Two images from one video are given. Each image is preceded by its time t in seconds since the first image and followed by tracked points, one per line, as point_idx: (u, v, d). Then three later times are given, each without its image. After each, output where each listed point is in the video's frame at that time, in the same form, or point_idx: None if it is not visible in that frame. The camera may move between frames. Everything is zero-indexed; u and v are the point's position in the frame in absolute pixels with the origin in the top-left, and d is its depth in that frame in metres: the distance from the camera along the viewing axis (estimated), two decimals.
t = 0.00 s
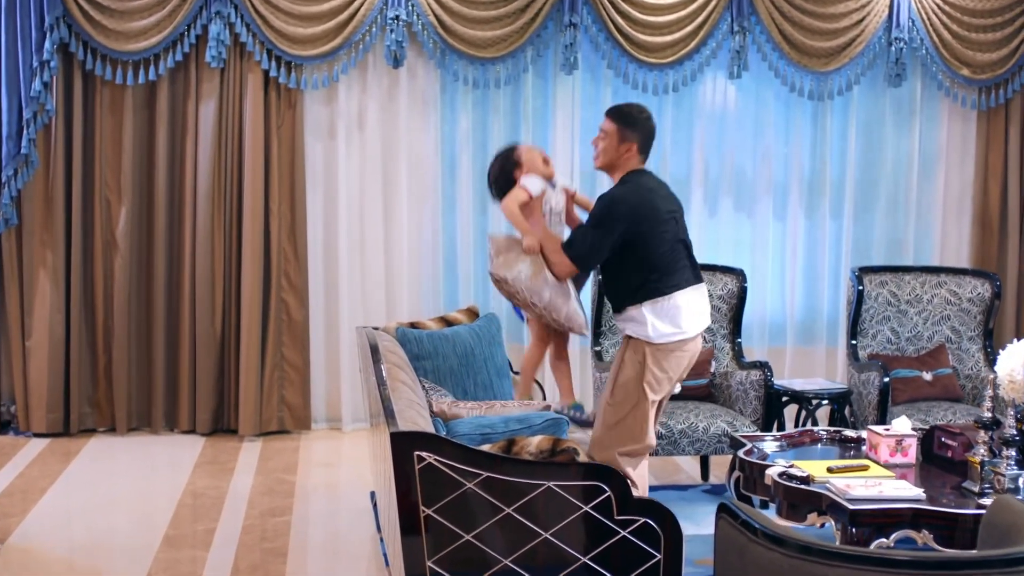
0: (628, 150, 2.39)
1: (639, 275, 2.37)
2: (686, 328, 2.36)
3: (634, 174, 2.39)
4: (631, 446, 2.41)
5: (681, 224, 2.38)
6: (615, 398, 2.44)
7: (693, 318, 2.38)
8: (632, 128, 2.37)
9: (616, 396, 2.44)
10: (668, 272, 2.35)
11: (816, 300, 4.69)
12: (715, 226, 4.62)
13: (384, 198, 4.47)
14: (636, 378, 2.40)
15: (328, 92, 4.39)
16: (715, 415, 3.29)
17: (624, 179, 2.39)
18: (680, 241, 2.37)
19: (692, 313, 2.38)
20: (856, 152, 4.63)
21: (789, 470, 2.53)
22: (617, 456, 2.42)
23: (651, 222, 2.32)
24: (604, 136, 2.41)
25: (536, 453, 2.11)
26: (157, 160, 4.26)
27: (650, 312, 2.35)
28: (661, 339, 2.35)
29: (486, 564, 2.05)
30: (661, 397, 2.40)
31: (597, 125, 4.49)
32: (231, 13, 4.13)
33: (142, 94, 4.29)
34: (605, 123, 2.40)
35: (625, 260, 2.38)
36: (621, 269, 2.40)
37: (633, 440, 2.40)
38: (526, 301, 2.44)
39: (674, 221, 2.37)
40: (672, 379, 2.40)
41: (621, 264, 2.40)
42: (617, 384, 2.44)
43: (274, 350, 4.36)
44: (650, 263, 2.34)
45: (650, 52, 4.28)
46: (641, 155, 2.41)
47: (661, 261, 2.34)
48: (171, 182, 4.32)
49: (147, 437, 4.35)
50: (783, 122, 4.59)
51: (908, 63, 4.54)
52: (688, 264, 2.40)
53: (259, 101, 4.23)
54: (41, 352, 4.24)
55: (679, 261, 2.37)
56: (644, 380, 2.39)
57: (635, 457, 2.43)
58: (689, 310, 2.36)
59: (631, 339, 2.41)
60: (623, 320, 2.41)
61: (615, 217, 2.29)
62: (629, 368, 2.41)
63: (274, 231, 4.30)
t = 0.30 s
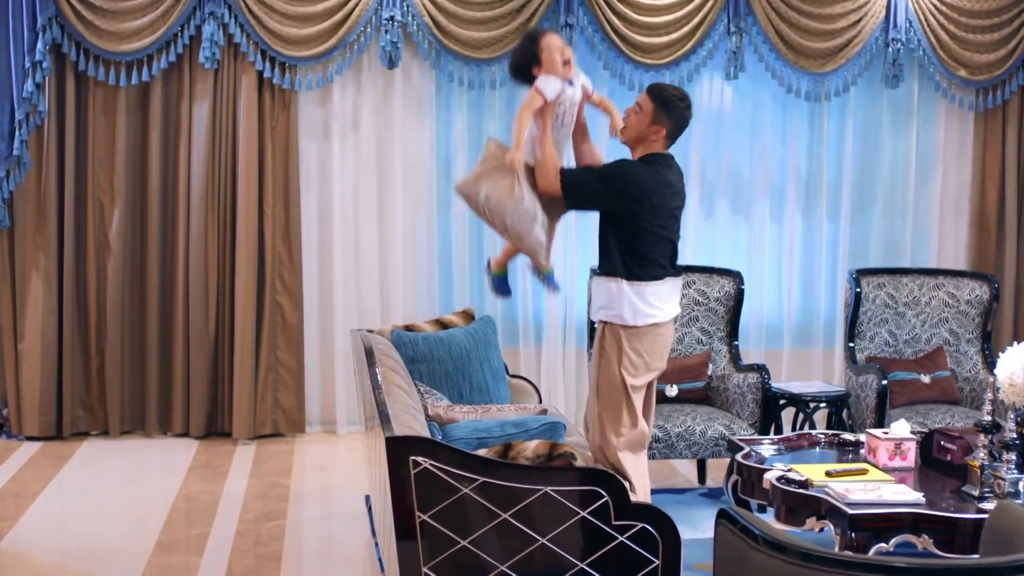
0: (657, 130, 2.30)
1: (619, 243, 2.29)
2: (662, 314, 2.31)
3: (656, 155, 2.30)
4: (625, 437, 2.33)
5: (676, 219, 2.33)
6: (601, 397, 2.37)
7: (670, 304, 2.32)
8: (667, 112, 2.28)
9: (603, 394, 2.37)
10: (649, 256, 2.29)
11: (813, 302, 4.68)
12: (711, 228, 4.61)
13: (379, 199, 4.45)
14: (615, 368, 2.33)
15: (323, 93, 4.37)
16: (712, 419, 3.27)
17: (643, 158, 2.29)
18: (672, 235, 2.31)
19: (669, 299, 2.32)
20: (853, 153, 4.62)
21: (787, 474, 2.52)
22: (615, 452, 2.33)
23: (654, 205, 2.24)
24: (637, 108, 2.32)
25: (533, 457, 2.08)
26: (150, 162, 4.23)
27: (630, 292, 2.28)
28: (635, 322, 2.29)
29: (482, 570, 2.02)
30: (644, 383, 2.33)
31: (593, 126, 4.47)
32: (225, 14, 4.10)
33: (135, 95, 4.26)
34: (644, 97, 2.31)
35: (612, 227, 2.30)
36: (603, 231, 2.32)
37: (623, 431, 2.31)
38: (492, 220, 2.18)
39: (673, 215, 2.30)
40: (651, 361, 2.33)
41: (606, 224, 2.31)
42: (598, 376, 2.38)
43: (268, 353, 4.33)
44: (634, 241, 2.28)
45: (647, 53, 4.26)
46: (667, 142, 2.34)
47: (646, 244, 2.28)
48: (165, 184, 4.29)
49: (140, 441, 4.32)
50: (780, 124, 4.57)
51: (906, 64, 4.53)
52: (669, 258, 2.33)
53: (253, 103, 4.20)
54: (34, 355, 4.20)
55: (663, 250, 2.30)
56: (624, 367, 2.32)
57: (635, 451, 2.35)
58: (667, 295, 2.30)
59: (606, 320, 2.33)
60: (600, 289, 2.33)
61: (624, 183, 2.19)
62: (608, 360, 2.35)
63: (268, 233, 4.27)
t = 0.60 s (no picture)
0: (654, 136, 2.30)
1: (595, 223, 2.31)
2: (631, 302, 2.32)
3: (647, 158, 2.29)
4: (613, 434, 2.32)
5: (655, 221, 2.35)
6: (582, 394, 2.37)
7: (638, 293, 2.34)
8: (669, 121, 2.27)
9: (583, 391, 2.37)
10: (620, 245, 2.30)
11: (808, 307, 4.66)
12: (706, 233, 4.59)
13: (372, 204, 4.42)
14: (594, 366, 2.32)
15: (316, 97, 4.34)
16: (708, 424, 3.25)
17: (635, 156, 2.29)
18: (647, 234, 2.33)
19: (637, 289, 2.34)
20: (848, 157, 4.61)
21: (784, 481, 2.49)
22: (604, 446, 2.33)
23: (633, 202, 2.26)
24: (638, 104, 2.31)
25: (528, 466, 2.05)
26: (142, 166, 4.19)
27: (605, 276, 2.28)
28: (606, 307, 2.28)
29: None
30: (622, 376, 2.35)
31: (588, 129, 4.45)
32: (216, 17, 4.07)
33: (127, 99, 4.22)
34: (650, 98, 2.29)
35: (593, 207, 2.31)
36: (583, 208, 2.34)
37: (611, 426, 2.31)
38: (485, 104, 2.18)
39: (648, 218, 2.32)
40: (626, 354, 2.36)
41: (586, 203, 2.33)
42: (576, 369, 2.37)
43: (260, 359, 4.29)
44: (608, 228, 2.29)
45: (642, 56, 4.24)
46: (661, 147, 2.34)
47: (618, 234, 2.29)
48: (156, 188, 4.25)
49: (132, 447, 4.28)
50: (775, 128, 4.56)
51: (902, 68, 4.52)
52: (635, 256, 2.34)
53: (245, 107, 4.17)
54: (24, 362, 4.16)
55: (630, 245, 2.32)
56: (602, 363, 2.33)
57: (623, 444, 2.36)
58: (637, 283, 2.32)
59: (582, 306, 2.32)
60: (571, 271, 2.33)
61: (611, 167, 2.21)
62: (585, 355, 2.35)
63: (260, 238, 4.24)
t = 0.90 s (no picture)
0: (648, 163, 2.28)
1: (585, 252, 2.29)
2: (620, 330, 2.31)
3: (639, 185, 2.28)
4: (601, 460, 2.30)
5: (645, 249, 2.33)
6: (570, 421, 2.35)
7: (626, 321, 2.33)
8: (662, 147, 2.26)
9: (571, 418, 2.35)
10: (610, 273, 2.29)
11: (805, 332, 4.64)
12: (703, 258, 4.58)
13: (367, 229, 4.40)
14: (583, 393, 2.30)
15: (311, 122, 4.34)
16: (705, 451, 3.22)
17: (625, 183, 2.27)
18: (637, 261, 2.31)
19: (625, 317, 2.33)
20: (844, 182, 4.61)
21: (783, 509, 2.46)
22: (592, 474, 2.30)
23: (623, 228, 2.25)
24: (629, 130, 2.31)
25: (524, 495, 2.02)
26: (136, 191, 4.18)
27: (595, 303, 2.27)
28: (595, 334, 2.27)
29: None
30: (611, 403, 2.34)
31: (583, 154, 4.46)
32: (212, 42, 4.07)
33: (121, 124, 4.21)
34: (642, 126, 2.29)
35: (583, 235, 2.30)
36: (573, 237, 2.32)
37: (599, 453, 2.29)
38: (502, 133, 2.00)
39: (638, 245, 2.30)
40: (614, 382, 2.34)
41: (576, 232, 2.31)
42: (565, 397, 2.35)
43: (255, 385, 4.26)
44: (597, 255, 2.28)
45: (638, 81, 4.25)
46: (652, 174, 2.32)
47: (608, 261, 2.28)
48: (150, 213, 4.24)
49: (125, 474, 4.23)
50: (771, 153, 4.56)
51: (898, 92, 4.54)
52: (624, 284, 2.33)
53: (240, 132, 4.17)
54: (16, 387, 4.12)
55: (620, 272, 2.30)
56: (590, 390, 2.31)
57: (611, 471, 2.34)
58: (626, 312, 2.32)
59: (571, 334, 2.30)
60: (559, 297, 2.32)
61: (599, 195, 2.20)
62: (573, 383, 2.32)
63: (255, 263, 4.22)
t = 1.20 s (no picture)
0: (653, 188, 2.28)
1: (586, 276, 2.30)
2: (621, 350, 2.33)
3: (636, 207, 2.31)
4: (597, 480, 2.29)
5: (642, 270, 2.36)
6: (570, 438, 2.36)
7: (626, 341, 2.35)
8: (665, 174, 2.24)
9: (571, 435, 2.36)
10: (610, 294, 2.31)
11: (798, 350, 4.63)
12: (695, 275, 4.57)
13: (358, 247, 4.38)
14: (585, 411, 2.32)
15: (301, 139, 4.32)
16: (698, 471, 3.20)
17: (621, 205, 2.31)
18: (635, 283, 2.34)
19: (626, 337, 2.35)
20: (837, 198, 4.61)
21: (778, 529, 2.43)
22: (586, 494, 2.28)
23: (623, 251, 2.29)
24: (630, 153, 2.28)
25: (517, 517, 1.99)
26: (125, 208, 4.15)
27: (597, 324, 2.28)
28: (598, 356, 2.29)
29: None
30: (611, 421, 2.35)
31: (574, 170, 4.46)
32: (201, 58, 4.05)
33: (110, 141, 4.18)
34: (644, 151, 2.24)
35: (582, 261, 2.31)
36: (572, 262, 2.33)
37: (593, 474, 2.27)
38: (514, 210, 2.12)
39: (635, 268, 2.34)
40: (615, 400, 2.36)
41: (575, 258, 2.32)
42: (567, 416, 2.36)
43: (244, 404, 4.22)
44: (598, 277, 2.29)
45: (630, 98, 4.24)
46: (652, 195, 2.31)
47: (608, 282, 2.30)
48: (139, 230, 4.20)
49: (113, 494, 4.18)
50: (763, 170, 4.56)
51: (890, 109, 4.54)
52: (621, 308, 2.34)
53: (230, 149, 4.14)
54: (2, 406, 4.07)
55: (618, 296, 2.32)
56: (593, 408, 2.33)
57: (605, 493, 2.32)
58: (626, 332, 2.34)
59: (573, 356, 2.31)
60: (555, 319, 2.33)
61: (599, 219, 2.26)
62: (575, 401, 2.33)
63: (244, 281, 4.19)
